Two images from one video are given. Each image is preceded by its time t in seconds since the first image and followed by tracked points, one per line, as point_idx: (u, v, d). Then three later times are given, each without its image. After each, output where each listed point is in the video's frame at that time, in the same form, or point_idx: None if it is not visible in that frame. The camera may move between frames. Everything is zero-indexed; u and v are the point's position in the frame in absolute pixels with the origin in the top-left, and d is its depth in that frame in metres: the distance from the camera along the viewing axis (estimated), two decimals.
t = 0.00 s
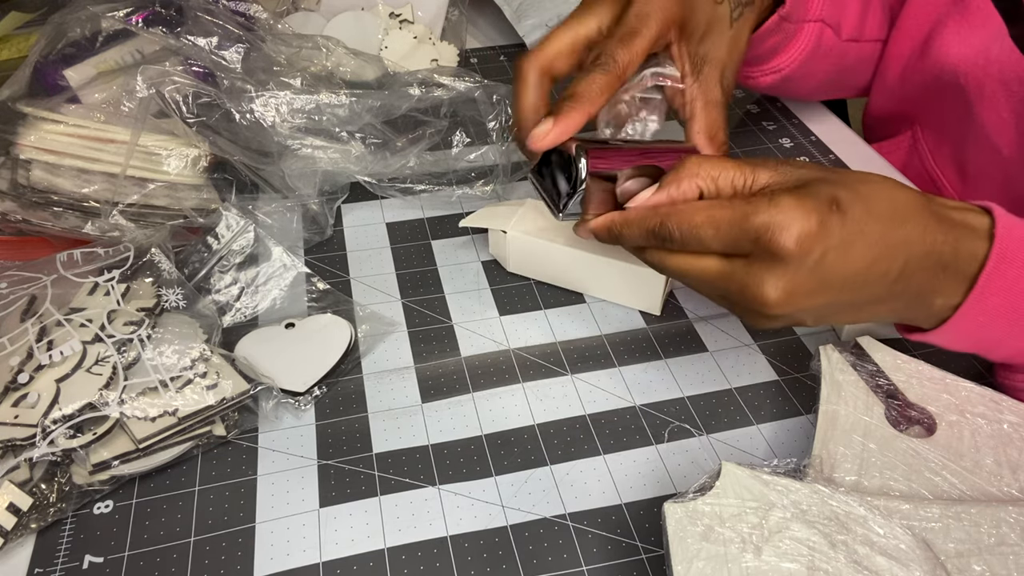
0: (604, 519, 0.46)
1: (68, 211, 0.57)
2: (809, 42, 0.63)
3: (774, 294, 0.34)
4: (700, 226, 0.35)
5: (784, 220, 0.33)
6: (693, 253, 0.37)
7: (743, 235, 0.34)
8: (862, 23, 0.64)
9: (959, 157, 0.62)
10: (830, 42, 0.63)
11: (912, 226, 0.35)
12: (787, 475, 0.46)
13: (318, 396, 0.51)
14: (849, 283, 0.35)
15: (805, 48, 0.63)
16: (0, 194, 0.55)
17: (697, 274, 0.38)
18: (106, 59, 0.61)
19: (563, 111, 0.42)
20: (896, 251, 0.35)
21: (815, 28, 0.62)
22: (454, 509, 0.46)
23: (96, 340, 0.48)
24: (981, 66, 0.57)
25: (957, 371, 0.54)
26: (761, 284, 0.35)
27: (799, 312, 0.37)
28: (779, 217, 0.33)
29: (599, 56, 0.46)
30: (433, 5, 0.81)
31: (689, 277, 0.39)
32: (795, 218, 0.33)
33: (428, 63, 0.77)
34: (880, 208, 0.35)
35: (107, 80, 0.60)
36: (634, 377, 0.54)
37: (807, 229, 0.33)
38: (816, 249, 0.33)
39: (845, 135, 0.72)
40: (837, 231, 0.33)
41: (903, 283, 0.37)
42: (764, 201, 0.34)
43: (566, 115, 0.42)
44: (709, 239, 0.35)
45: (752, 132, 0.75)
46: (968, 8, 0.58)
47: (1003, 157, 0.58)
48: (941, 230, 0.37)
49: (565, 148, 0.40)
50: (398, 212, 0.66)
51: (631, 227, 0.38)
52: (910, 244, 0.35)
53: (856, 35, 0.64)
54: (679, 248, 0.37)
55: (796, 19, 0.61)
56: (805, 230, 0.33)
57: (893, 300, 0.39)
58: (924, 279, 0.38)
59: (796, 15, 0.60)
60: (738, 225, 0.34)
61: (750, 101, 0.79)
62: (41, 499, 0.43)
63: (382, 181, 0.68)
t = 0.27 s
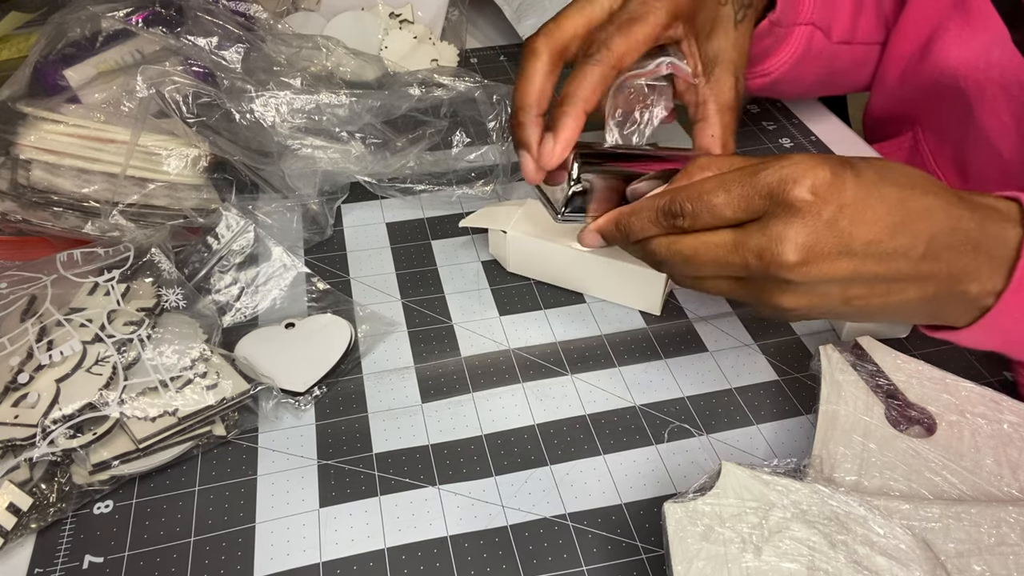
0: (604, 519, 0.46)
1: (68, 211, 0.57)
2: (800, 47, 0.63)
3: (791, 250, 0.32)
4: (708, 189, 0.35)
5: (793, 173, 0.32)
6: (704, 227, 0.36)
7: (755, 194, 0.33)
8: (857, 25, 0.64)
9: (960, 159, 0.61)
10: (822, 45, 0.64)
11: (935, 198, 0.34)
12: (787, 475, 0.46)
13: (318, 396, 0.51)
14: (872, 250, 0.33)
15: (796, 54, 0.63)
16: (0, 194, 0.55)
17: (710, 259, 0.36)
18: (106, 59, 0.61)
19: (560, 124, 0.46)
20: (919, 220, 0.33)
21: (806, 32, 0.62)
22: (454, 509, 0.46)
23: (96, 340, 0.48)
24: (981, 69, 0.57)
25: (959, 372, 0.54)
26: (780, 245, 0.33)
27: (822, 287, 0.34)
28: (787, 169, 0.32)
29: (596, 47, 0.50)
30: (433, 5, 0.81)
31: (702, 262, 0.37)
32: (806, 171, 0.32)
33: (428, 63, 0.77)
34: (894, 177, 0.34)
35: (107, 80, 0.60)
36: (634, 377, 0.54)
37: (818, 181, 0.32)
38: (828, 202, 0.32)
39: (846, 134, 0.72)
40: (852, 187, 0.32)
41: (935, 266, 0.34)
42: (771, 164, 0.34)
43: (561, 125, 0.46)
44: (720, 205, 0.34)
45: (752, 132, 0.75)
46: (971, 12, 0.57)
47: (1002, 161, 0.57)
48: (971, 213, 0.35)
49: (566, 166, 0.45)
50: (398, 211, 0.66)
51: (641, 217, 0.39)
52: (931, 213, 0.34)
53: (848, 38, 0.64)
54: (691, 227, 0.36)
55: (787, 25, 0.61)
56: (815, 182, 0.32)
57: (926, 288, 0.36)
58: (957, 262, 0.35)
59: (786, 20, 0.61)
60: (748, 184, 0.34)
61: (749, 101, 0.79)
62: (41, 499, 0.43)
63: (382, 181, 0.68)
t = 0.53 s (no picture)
0: (604, 519, 0.46)
1: (68, 211, 0.57)
2: (786, 72, 0.62)
3: (814, 235, 0.32)
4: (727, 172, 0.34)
5: (817, 156, 0.32)
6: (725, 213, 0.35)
7: (779, 177, 0.33)
8: (845, 39, 0.62)
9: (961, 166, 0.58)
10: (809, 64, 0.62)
11: (967, 180, 0.33)
12: (787, 475, 0.46)
13: (318, 396, 0.51)
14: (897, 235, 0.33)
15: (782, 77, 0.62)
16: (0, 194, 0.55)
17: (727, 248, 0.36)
18: (106, 59, 0.61)
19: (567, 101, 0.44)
20: (952, 206, 0.33)
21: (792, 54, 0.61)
22: (454, 509, 0.46)
23: (96, 340, 0.48)
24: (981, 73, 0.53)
25: (960, 373, 0.54)
26: (803, 232, 0.33)
27: (848, 273, 0.34)
28: (810, 151, 0.32)
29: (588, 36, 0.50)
30: (433, 5, 0.81)
31: (719, 253, 0.37)
32: (831, 152, 0.32)
33: (427, 63, 0.77)
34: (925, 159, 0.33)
35: (107, 80, 0.60)
36: (634, 377, 0.54)
37: (843, 164, 0.32)
38: (851, 186, 0.32)
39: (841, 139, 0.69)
40: (878, 171, 0.32)
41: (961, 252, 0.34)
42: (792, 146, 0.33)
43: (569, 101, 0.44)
44: (741, 190, 0.34)
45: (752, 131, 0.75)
46: (967, 14, 0.54)
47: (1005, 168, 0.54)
48: (1010, 200, 0.34)
49: (578, 148, 0.44)
50: (398, 211, 0.66)
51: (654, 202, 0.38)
52: (960, 195, 0.33)
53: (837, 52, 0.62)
54: (710, 212, 0.36)
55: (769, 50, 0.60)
56: (839, 165, 0.32)
57: (953, 272, 0.36)
58: (990, 250, 0.35)
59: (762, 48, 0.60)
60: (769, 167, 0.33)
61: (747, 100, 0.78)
62: (41, 499, 0.43)
63: (382, 181, 0.68)
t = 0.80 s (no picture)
0: (604, 519, 0.46)
1: (68, 211, 0.57)
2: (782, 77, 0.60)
3: (810, 283, 0.29)
4: (719, 209, 0.31)
5: (816, 197, 0.28)
6: (718, 246, 0.32)
7: (771, 220, 0.30)
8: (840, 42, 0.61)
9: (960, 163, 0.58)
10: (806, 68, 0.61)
11: (978, 210, 0.30)
12: (787, 475, 0.46)
13: (318, 396, 0.51)
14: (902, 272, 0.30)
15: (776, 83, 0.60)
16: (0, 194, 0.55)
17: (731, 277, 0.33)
18: (106, 59, 0.61)
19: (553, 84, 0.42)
20: (947, 229, 0.29)
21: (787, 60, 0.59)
22: (454, 509, 0.46)
23: (96, 340, 0.48)
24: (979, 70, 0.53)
25: (961, 373, 0.54)
26: (797, 278, 0.30)
27: (844, 301, 0.31)
28: (811, 194, 0.28)
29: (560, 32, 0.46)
30: (433, 5, 0.81)
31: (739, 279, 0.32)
32: (829, 193, 0.28)
33: (427, 63, 0.77)
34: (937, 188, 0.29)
35: (108, 80, 0.60)
36: (634, 377, 0.54)
37: (845, 207, 0.28)
38: (855, 229, 0.28)
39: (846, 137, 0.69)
40: (885, 210, 0.28)
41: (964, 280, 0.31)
42: (793, 182, 0.29)
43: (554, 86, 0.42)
44: (734, 229, 0.31)
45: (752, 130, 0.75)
46: (966, 12, 0.54)
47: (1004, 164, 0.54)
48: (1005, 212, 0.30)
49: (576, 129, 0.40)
50: (398, 211, 0.66)
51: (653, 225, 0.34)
52: (970, 228, 0.30)
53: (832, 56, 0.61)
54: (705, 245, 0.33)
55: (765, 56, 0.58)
56: (840, 209, 0.28)
57: (953, 293, 0.32)
58: (981, 268, 0.31)
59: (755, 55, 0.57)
60: (765, 206, 0.30)
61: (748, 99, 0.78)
62: (41, 499, 0.43)
63: (382, 181, 0.68)
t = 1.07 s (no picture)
0: (604, 519, 0.46)
1: (68, 211, 0.57)
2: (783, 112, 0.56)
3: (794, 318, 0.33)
4: (716, 250, 0.32)
5: (812, 252, 0.30)
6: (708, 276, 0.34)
7: (764, 267, 0.31)
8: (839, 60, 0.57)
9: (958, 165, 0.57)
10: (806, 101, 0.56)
11: (955, 234, 0.31)
12: (787, 476, 0.46)
13: (318, 396, 0.51)
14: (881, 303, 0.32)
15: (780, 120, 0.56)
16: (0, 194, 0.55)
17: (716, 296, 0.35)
18: (106, 59, 0.61)
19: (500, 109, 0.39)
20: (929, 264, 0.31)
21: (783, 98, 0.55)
22: (454, 509, 0.46)
23: (96, 340, 0.48)
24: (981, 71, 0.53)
25: (961, 373, 0.54)
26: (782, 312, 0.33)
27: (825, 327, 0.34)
28: (806, 249, 0.30)
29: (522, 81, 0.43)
30: (433, 5, 0.81)
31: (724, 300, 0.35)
32: (824, 248, 0.30)
33: (427, 63, 0.77)
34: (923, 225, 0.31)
35: (108, 80, 0.60)
36: (634, 377, 0.54)
37: (834, 260, 0.30)
38: (839, 275, 0.30)
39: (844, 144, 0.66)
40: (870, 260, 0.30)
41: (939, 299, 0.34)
42: (788, 230, 0.30)
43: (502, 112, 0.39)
44: (725, 267, 0.32)
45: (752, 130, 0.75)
46: (967, 13, 0.54)
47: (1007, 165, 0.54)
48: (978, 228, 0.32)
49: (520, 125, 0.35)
50: (398, 211, 0.66)
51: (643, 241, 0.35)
52: (948, 261, 0.31)
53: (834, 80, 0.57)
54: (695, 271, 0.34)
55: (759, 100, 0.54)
56: (833, 264, 0.30)
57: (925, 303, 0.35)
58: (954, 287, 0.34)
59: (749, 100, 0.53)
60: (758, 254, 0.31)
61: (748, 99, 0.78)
62: (41, 499, 0.43)
63: (382, 181, 0.68)
